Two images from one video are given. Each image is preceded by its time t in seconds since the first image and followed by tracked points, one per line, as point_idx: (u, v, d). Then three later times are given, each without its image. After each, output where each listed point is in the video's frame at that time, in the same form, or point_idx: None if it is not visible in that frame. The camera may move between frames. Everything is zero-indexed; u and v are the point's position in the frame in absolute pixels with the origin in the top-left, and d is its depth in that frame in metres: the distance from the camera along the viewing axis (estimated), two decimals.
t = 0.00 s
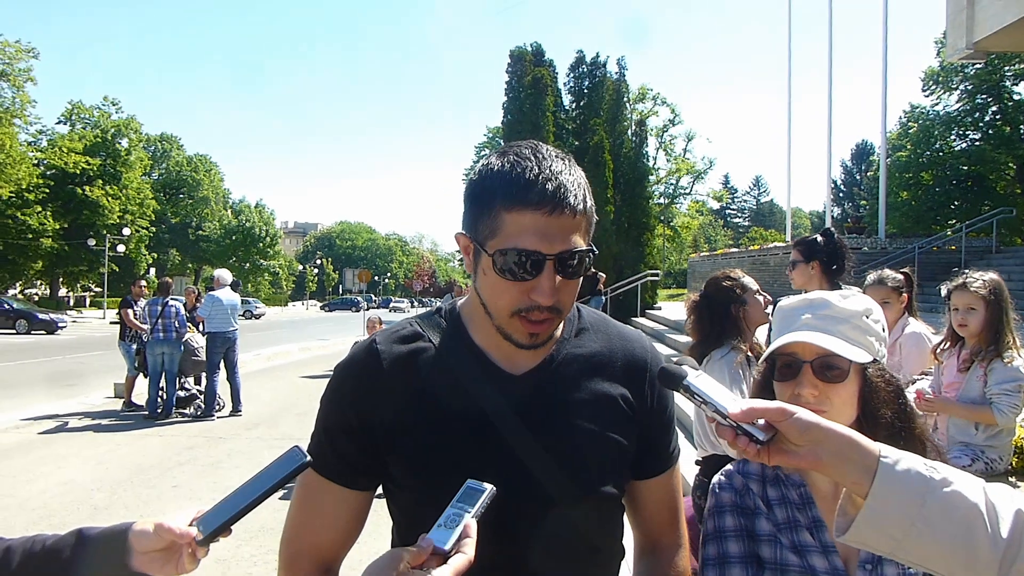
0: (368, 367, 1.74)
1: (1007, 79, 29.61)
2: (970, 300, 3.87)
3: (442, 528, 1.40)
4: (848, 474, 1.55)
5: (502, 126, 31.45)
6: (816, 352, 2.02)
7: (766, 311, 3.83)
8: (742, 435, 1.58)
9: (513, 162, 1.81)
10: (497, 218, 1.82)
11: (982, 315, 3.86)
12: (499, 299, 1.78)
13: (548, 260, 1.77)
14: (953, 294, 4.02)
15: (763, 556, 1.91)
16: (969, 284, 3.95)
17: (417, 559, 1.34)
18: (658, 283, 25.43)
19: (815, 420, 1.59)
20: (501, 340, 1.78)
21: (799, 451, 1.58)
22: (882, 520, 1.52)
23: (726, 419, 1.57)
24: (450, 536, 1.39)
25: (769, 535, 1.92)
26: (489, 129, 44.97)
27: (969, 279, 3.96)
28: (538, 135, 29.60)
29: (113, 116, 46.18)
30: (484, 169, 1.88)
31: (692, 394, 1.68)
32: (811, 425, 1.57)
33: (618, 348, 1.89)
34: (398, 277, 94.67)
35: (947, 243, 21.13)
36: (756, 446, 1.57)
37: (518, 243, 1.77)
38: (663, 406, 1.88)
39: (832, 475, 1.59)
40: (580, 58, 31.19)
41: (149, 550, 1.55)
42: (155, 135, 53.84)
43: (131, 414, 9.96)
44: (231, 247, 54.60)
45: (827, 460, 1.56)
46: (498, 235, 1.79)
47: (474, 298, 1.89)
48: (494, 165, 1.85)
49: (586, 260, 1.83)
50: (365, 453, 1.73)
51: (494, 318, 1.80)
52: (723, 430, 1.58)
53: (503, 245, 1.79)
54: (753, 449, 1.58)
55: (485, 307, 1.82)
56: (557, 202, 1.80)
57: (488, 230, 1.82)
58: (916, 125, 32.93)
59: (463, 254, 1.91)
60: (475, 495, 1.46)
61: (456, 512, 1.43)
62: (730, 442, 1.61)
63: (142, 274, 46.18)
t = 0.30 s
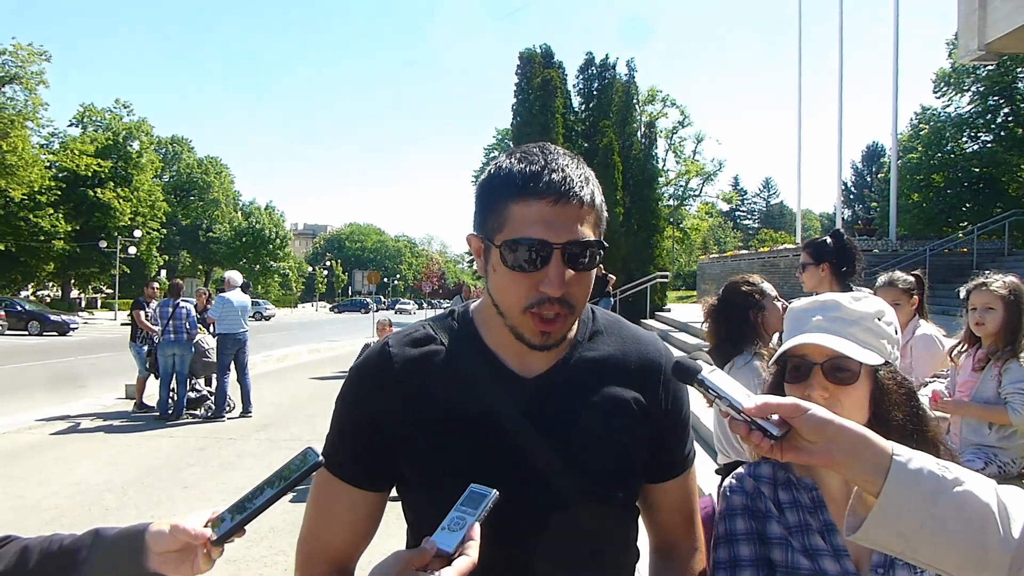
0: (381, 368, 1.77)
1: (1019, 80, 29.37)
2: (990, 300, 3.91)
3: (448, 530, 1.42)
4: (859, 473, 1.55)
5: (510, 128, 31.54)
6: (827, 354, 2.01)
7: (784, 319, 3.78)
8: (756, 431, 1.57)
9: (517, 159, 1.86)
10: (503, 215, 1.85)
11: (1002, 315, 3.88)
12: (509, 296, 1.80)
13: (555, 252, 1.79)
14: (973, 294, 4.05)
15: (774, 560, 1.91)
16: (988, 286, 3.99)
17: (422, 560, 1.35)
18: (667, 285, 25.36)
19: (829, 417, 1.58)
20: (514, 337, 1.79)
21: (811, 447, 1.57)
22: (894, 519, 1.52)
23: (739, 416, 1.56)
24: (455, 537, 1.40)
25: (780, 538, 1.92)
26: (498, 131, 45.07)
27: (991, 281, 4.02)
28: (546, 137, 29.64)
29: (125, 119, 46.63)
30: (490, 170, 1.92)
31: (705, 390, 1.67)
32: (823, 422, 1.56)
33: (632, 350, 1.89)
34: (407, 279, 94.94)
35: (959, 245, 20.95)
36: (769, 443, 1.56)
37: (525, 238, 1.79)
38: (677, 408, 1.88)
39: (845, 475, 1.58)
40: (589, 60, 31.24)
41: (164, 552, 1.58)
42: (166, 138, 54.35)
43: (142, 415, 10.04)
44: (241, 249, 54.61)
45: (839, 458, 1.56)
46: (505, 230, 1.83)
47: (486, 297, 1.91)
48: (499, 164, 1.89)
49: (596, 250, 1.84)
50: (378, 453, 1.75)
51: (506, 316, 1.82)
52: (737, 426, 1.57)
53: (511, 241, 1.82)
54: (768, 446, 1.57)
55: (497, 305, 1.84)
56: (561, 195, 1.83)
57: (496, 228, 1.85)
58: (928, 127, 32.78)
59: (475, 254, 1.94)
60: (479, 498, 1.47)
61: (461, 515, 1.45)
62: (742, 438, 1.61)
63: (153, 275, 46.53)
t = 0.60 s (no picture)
0: (393, 367, 1.80)
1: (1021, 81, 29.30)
2: (996, 304, 3.95)
3: (450, 527, 1.44)
4: (868, 469, 1.57)
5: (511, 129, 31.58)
6: (833, 354, 2.02)
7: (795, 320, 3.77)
8: (765, 426, 1.58)
9: (503, 150, 2.01)
10: (488, 202, 1.98)
11: (1008, 317, 3.91)
12: (496, 277, 1.90)
13: (532, 228, 1.88)
14: (981, 298, 4.09)
15: (782, 561, 1.92)
16: (995, 291, 4.03)
17: (425, 558, 1.36)
18: (668, 286, 25.34)
19: (839, 414, 1.59)
20: (503, 317, 1.89)
21: (821, 444, 1.58)
22: (903, 518, 1.54)
23: (749, 412, 1.57)
24: (459, 534, 1.42)
25: (788, 538, 1.93)
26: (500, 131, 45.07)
27: (997, 286, 4.07)
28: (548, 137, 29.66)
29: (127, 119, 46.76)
30: (485, 169, 2.09)
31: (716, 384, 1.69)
32: (834, 418, 1.57)
33: (644, 349, 1.91)
34: (408, 279, 94.99)
35: (960, 246, 20.90)
36: (779, 438, 1.56)
37: (505, 218, 1.91)
38: (689, 408, 1.90)
39: (855, 472, 1.59)
40: (591, 60, 31.28)
41: (173, 553, 1.60)
42: (167, 138, 54.45)
43: (143, 416, 10.06)
44: (243, 249, 54.79)
45: (848, 454, 1.57)
46: (489, 215, 1.95)
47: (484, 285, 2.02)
48: (490, 161, 2.05)
49: (578, 225, 1.90)
50: (389, 451, 1.78)
51: (496, 298, 1.92)
52: (747, 420, 1.58)
53: (495, 223, 1.94)
54: (778, 441, 1.58)
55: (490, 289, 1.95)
56: (538, 176, 1.94)
57: (482, 215, 1.99)
58: (929, 127, 32.83)
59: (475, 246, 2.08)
60: (482, 496, 1.49)
61: (463, 512, 1.46)
62: (751, 433, 1.62)
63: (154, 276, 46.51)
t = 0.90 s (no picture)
0: (399, 370, 1.82)
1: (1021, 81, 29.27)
2: (986, 308, 4.04)
3: (455, 526, 1.45)
4: (873, 469, 1.57)
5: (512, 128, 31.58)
6: (836, 354, 2.03)
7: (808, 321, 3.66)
8: (771, 426, 1.59)
9: (498, 152, 2.07)
10: (485, 202, 2.01)
11: (1000, 321, 4.03)
12: (496, 273, 1.92)
13: (528, 219, 1.90)
14: (971, 304, 4.18)
15: (787, 560, 1.93)
16: (985, 296, 4.13)
17: (430, 558, 1.37)
18: (668, 286, 25.34)
19: (845, 414, 1.59)
20: (506, 312, 1.90)
21: (827, 444, 1.58)
22: (909, 518, 1.54)
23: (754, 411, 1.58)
24: (463, 534, 1.43)
25: (793, 538, 1.94)
26: (500, 131, 45.10)
27: (987, 291, 4.16)
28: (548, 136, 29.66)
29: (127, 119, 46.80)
30: (483, 173, 2.13)
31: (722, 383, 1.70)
32: (840, 418, 1.58)
33: (647, 349, 1.93)
34: (408, 279, 95.02)
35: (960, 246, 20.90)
36: (785, 437, 1.58)
37: (501, 213, 1.94)
38: (692, 407, 1.92)
39: (859, 471, 1.60)
40: (591, 61, 31.31)
41: (179, 554, 1.60)
42: (168, 138, 54.50)
43: (145, 416, 10.07)
44: (244, 249, 54.86)
45: (855, 454, 1.57)
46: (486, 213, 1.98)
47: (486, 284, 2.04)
48: (487, 165, 2.09)
49: (574, 215, 1.92)
50: (394, 453, 1.79)
51: (498, 294, 1.93)
52: (751, 420, 1.59)
53: (492, 219, 1.97)
54: (783, 440, 1.59)
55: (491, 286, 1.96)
56: (533, 170, 1.97)
57: (479, 215, 2.02)
58: (929, 128, 32.87)
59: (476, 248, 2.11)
60: (487, 496, 1.50)
61: (468, 512, 1.48)
62: (757, 433, 1.63)
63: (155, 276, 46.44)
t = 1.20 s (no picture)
0: (398, 372, 1.82)
1: (1018, 81, 29.36)
2: (976, 310, 4.04)
3: (457, 525, 1.45)
4: (877, 467, 1.57)
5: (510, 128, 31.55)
6: (835, 354, 2.04)
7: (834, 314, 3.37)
8: (776, 424, 1.59)
9: (493, 151, 2.08)
10: (483, 196, 2.01)
11: (991, 323, 4.03)
12: (495, 269, 1.92)
13: (526, 215, 1.90)
14: (963, 303, 4.19)
15: (788, 557, 1.93)
16: (977, 296, 4.12)
17: (432, 555, 1.37)
18: (667, 286, 25.33)
19: (849, 412, 1.60)
20: (505, 309, 1.90)
21: (831, 442, 1.59)
22: (911, 515, 1.55)
23: (760, 410, 1.59)
24: (463, 532, 1.43)
25: (794, 535, 1.94)
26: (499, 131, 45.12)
27: (979, 291, 4.13)
28: (546, 136, 29.66)
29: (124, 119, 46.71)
30: (479, 171, 2.13)
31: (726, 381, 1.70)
32: (844, 416, 1.59)
33: (646, 347, 1.93)
34: (406, 279, 95.13)
35: (958, 245, 20.93)
36: (790, 435, 1.59)
37: (498, 208, 1.93)
38: (691, 406, 1.94)
39: (862, 470, 1.60)
40: (589, 61, 31.38)
41: (179, 553, 1.61)
42: (166, 139, 54.46)
43: (143, 416, 10.06)
44: (241, 249, 54.82)
45: (860, 453, 1.57)
46: (482, 210, 1.98)
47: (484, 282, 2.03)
48: (484, 163, 2.10)
49: (572, 210, 1.93)
50: (395, 455, 1.79)
51: (495, 293, 1.93)
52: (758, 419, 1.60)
53: (488, 215, 1.97)
54: (789, 438, 1.59)
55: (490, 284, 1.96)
56: (530, 168, 1.98)
57: (476, 211, 2.01)
58: (926, 127, 32.95)
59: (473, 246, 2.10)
60: (489, 494, 1.50)
61: (469, 510, 1.48)
62: (764, 432, 1.63)
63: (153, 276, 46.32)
